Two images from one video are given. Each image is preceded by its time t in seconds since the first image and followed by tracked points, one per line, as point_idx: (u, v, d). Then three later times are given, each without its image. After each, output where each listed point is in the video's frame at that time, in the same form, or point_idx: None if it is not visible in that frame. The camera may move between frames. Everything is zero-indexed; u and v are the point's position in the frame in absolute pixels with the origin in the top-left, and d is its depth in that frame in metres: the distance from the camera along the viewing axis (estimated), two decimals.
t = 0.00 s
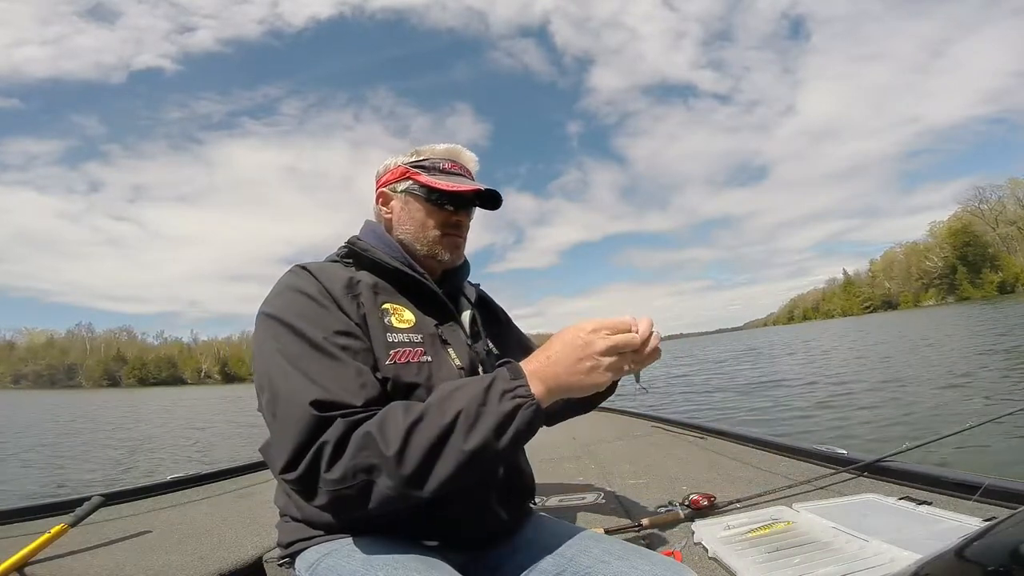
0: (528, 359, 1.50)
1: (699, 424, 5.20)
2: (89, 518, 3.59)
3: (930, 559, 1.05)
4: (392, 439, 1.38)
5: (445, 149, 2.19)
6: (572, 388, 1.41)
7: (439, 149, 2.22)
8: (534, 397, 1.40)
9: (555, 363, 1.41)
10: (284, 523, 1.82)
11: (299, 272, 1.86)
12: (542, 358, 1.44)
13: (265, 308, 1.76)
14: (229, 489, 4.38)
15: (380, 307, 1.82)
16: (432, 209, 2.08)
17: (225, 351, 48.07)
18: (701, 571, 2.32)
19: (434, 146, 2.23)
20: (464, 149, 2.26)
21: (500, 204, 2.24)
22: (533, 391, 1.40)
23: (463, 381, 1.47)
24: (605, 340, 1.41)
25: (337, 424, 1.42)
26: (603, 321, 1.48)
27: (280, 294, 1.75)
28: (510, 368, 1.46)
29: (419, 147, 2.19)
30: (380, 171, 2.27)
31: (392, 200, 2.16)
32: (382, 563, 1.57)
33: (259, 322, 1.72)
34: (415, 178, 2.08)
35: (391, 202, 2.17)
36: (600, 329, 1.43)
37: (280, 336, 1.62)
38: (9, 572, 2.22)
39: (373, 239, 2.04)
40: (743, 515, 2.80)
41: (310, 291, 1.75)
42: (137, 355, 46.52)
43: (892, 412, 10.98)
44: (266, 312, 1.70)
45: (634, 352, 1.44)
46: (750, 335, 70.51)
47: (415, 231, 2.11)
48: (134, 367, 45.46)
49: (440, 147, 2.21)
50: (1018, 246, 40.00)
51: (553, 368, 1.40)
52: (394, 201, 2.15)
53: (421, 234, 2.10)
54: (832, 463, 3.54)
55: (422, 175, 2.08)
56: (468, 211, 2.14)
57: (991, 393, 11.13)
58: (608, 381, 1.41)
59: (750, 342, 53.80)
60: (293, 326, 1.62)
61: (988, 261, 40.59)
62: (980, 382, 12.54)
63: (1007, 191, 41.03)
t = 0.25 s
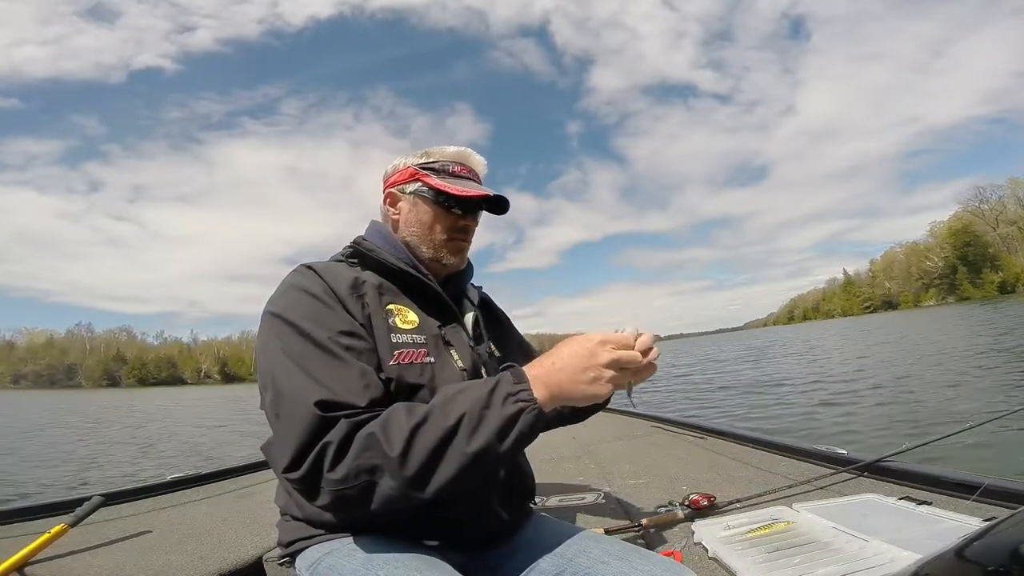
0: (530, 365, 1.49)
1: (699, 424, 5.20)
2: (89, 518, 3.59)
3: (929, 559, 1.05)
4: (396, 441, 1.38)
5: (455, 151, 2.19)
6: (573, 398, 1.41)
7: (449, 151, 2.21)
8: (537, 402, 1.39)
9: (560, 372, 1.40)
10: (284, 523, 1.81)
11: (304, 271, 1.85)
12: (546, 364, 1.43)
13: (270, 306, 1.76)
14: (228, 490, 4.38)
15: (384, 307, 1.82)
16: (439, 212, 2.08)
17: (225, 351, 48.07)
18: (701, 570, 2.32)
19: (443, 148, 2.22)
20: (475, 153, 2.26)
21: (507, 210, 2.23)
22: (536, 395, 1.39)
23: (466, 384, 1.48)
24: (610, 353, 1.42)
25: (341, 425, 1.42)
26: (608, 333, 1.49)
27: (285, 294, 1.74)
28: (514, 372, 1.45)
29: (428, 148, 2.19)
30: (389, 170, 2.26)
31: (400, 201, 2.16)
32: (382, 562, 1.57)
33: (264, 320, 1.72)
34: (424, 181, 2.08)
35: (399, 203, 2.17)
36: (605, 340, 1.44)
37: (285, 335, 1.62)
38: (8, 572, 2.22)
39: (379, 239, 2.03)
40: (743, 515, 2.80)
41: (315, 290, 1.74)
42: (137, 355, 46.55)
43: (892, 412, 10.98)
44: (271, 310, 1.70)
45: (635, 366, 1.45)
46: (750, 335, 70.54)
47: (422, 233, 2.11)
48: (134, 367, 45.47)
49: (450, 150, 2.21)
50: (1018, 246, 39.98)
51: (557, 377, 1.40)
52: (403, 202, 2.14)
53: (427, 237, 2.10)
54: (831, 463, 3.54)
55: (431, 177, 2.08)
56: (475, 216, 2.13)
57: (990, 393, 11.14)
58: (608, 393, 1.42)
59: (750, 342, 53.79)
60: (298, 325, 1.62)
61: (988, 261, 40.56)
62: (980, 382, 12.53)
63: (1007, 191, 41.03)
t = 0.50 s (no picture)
0: (532, 382, 1.50)
1: (699, 424, 5.20)
2: (89, 518, 3.59)
3: (930, 559, 1.05)
4: (396, 452, 1.39)
5: (462, 151, 2.16)
6: (572, 419, 1.41)
7: (455, 151, 2.18)
8: (537, 421, 1.41)
9: (561, 393, 1.40)
10: (286, 521, 1.80)
11: (308, 271, 1.85)
12: (549, 383, 1.43)
13: (274, 307, 1.76)
14: (228, 490, 4.37)
15: (388, 309, 1.82)
16: (443, 214, 2.06)
17: (225, 351, 48.09)
18: (701, 570, 2.32)
19: (450, 147, 2.20)
20: (482, 153, 2.23)
21: (513, 213, 2.21)
22: (536, 415, 1.41)
23: (469, 398, 1.49)
24: (613, 380, 1.42)
25: (339, 433, 1.42)
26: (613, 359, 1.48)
27: (289, 294, 1.74)
28: (517, 390, 1.47)
29: (434, 148, 2.16)
30: (394, 169, 2.25)
31: (405, 202, 2.15)
32: (384, 562, 1.57)
33: (267, 320, 1.73)
34: (429, 183, 2.07)
35: (404, 204, 2.16)
36: (610, 367, 1.44)
37: (287, 337, 1.62)
38: (9, 572, 2.22)
39: (383, 239, 2.02)
40: (743, 515, 2.80)
41: (318, 292, 1.74)
42: (136, 355, 46.55)
43: (892, 412, 10.97)
44: (274, 312, 1.71)
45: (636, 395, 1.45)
46: (750, 335, 70.50)
47: (425, 236, 2.10)
48: (134, 367, 45.51)
49: (456, 150, 2.18)
50: (1018, 246, 39.93)
51: (559, 398, 1.40)
52: (407, 203, 2.14)
53: (431, 240, 2.09)
54: (832, 463, 3.54)
55: (435, 179, 2.07)
56: (479, 218, 2.11)
57: (990, 393, 11.14)
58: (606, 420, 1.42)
59: (750, 342, 53.78)
60: (300, 327, 1.62)
61: (989, 261, 40.48)
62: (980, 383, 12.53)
63: (1007, 191, 40.98)
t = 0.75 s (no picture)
0: (531, 404, 1.54)
1: (699, 424, 5.19)
2: (89, 518, 3.59)
3: (929, 559, 1.05)
4: (388, 468, 1.41)
5: (467, 150, 2.14)
6: (569, 445, 1.45)
7: (460, 151, 2.17)
8: (532, 444, 1.46)
9: (559, 418, 1.44)
10: (286, 521, 1.80)
11: (308, 273, 1.85)
12: (547, 408, 1.48)
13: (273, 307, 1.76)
14: (229, 490, 4.37)
15: (389, 311, 1.82)
16: (447, 215, 2.05)
17: (225, 351, 48.06)
18: (701, 570, 2.32)
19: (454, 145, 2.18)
20: (487, 152, 2.21)
21: (518, 214, 2.20)
22: (532, 437, 1.46)
23: (464, 416, 1.53)
24: (611, 406, 1.44)
25: (330, 443, 1.43)
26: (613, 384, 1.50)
27: (287, 296, 1.74)
28: (514, 410, 1.51)
29: (438, 146, 2.14)
30: (398, 168, 2.24)
31: (408, 202, 2.14)
32: (384, 562, 1.57)
33: (265, 320, 1.73)
34: (432, 183, 2.06)
35: (407, 204, 2.16)
36: (608, 393, 1.47)
37: (283, 341, 1.62)
38: (9, 572, 2.22)
39: (386, 238, 2.02)
40: (743, 515, 2.80)
41: (317, 295, 1.73)
42: (136, 355, 46.54)
43: (891, 412, 10.98)
44: (273, 313, 1.71)
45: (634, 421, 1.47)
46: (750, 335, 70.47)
47: (428, 236, 2.09)
48: (134, 367, 45.50)
49: (461, 148, 2.16)
50: (1019, 246, 39.86)
51: (556, 423, 1.44)
52: (410, 203, 2.13)
53: (434, 241, 2.09)
54: (832, 463, 3.54)
55: (439, 179, 2.06)
56: (483, 220, 2.10)
57: (991, 393, 11.13)
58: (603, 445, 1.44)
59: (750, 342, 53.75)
60: (297, 332, 1.62)
61: (989, 261, 40.47)
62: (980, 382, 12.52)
63: (1007, 190, 40.95)
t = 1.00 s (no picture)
0: (527, 408, 1.54)
1: (699, 425, 5.19)
2: (89, 518, 3.59)
3: (930, 559, 1.05)
4: (381, 473, 1.42)
5: (468, 149, 2.12)
6: (562, 454, 1.47)
7: (463, 149, 2.15)
8: (527, 449, 1.46)
9: (553, 429, 1.46)
10: (286, 522, 1.80)
11: (306, 274, 1.85)
12: (544, 414, 1.48)
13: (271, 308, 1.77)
14: (229, 490, 4.37)
15: (389, 312, 1.82)
16: (448, 216, 2.05)
17: (225, 351, 48.04)
18: (701, 570, 2.32)
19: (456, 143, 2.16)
20: (490, 150, 2.18)
21: (520, 214, 2.19)
22: (527, 444, 1.46)
23: (459, 421, 1.53)
24: (607, 422, 1.44)
25: (323, 448, 1.43)
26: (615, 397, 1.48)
27: (285, 299, 1.74)
28: (510, 416, 1.52)
29: (440, 144, 2.12)
30: (400, 166, 2.22)
31: (409, 202, 2.14)
32: (384, 562, 1.57)
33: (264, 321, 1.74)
34: (433, 183, 2.05)
35: (408, 204, 2.15)
36: (606, 409, 1.45)
37: (279, 343, 1.62)
38: (9, 572, 2.22)
39: (387, 238, 2.01)
40: (743, 515, 2.80)
41: (314, 297, 1.73)
42: (136, 355, 46.53)
43: (891, 412, 10.98)
44: (270, 315, 1.71)
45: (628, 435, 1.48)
46: (750, 335, 70.46)
47: (429, 237, 2.09)
48: (134, 367, 45.49)
49: (464, 147, 2.14)
50: (1019, 246, 39.84)
51: (550, 433, 1.46)
52: (411, 203, 2.12)
53: (435, 242, 2.09)
54: (832, 463, 3.54)
55: (441, 179, 2.05)
56: (485, 221, 2.09)
57: (991, 393, 11.14)
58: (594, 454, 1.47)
59: (750, 342, 53.74)
60: (293, 334, 1.62)
61: (990, 261, 40.46)
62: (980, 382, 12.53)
63: (1008, 190, 40.92)
